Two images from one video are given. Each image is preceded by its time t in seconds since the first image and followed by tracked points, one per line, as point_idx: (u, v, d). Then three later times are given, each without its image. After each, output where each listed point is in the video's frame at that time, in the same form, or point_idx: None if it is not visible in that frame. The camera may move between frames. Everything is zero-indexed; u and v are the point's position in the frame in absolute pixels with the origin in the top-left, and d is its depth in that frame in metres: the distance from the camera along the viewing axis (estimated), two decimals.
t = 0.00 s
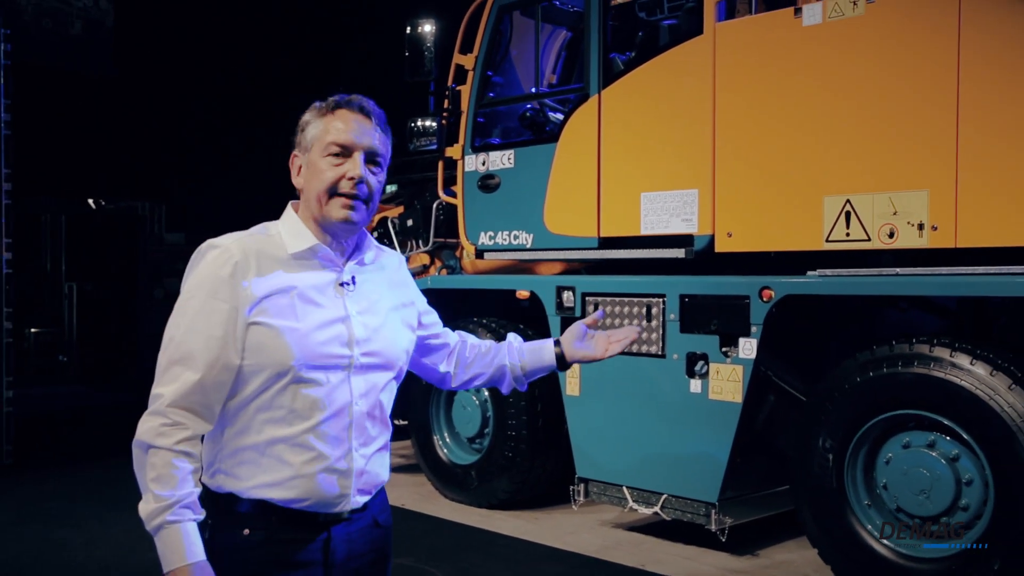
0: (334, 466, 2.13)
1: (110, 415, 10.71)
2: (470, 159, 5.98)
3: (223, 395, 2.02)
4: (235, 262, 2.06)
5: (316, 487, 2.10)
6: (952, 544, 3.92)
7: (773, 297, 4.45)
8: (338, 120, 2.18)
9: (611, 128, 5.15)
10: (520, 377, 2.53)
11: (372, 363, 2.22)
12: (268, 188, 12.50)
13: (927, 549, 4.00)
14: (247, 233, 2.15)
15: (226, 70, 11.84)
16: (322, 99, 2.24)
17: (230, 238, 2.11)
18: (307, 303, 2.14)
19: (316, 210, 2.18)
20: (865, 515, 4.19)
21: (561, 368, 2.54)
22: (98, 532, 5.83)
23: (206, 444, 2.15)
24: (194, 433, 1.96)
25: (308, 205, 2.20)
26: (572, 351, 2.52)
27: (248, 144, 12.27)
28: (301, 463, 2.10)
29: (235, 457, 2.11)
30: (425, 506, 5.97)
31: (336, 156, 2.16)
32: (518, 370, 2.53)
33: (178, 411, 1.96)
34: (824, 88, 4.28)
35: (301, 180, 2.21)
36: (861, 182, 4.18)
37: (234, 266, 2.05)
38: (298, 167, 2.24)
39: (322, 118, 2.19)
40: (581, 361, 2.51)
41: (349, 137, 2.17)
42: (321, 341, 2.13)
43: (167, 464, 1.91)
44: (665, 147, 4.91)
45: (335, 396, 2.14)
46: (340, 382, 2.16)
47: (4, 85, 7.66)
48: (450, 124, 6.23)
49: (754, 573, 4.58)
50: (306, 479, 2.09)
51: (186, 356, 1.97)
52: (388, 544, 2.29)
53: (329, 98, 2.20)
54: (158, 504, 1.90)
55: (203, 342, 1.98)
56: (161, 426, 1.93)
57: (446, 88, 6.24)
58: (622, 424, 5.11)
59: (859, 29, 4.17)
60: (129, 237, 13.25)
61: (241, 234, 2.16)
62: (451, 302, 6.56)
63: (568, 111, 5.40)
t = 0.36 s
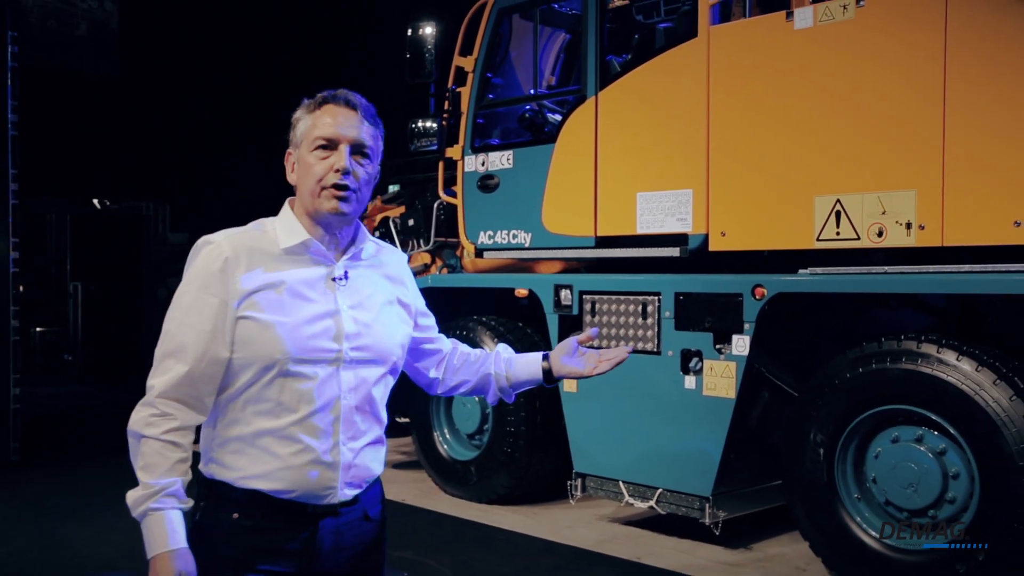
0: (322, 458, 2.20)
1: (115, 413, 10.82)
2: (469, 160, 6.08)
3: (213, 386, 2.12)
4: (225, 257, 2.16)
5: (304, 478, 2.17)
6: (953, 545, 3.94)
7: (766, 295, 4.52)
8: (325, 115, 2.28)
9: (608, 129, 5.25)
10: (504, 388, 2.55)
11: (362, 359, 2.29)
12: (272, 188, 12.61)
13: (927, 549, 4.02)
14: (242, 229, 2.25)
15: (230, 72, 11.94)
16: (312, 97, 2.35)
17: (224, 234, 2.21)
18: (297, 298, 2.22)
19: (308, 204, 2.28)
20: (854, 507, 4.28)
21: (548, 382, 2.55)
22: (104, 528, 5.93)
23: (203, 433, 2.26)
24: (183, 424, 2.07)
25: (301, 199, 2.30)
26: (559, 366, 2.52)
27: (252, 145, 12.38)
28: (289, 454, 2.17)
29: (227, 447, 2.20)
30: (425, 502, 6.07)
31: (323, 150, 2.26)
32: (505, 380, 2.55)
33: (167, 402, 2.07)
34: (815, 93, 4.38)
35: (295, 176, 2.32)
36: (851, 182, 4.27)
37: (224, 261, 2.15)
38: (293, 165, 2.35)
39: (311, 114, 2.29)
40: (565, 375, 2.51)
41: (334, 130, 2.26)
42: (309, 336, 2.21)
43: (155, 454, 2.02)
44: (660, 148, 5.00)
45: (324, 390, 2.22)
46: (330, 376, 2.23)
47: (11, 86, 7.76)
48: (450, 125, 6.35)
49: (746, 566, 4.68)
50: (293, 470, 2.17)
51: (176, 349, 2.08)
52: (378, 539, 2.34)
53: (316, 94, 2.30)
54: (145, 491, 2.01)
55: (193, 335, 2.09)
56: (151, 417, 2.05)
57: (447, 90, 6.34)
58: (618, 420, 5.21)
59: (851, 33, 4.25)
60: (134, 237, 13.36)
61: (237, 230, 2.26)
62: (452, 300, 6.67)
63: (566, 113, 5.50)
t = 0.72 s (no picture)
0: (271, 461, 2.02)
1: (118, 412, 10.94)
2: (464, 161, 6.17)
3: (150, 395, 1.95)
4: (160, 262, 1.96)
5: (253, 483, 2.00)
6: (953, 545, 3.95)
7: (752, 294, 4.61)
8: (265, 108, 2.11)
9: (600, 131, 5.34)
10: (448, 389, 2.35)
11: (309, 358, 2.11)
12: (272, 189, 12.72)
13: (926, 549, 4.03)
14: (179, 233, 2.05)
15: (231, 74, 12.03)
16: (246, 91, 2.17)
17: (161, 238, 2.01)
18: (237, 298, 2.03)
19: (249, 202, 2.10)
20: (838, 502, 4.37)
21: (494, 385, 2.35)
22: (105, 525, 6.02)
23: (146, 441, 2.08)
24: (115, 436, 1.91)
25: (241, 198, 2.12)
26: (506, 368, 2.31)
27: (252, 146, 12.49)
28: (235, 460, 1.99)
29: (168, 456, 2.02)
30: (421, 498, 6.16)
31: (265, 145, 2.09)
32: (449, 381, 2.35)
33: (100, 412, 1.91)
34: (801, 96, 4.47)
35: (231, 174, 2.14)
36: (835, 184, 4.35)
37: (160, 267, 1.96)
38: (228, 163, 2.16)
39: (248, 108, 2.11)
40: (509, 377, 2.31)
41: (276, 124, 2.09)
42: (251, 337, 2.02)
43: (83, 466, 1.88)
44: (650, 149, 5.09)
45: (269, 390, 2.03)
46: (275, 375, 2.05)
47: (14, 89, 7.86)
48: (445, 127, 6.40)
49: (734, 560, 4.77)
50: (241, 476, 1.99)
51: (111, 357, 1.92)
52: (339, 541, 2.17)
53: (254, 87, 2.13)
54: (72, 504, 1.87)
55: (125, 342, 1.91)
56: (81, 427, 1.90)
57: (442, 93, 6.44)
58: (609, 416, 5.30)
59: (836, 37, 4.34)
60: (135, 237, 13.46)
61: (173, 235, 2.05)
62: (448, 299, 6.77)
63: (559, 115, 5.59)
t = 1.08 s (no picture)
0: (215, 461, 2.05)
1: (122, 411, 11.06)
2: (461, 163, 6.26)
3: (89, 402, 1.96)
4: (89, 267, 1.98)
5: (198, 483, 2.03)
6: (954, 545, 3.98)
7: (742, 294, 4.69)
8: (189, 106, 2.08)
9: (593, 134, 5.43)
10: (388, 378, 2.42)
11: (249, 355, 2.15)
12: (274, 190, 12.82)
13: (926, 548, 4.06)
14: (104, 235, 2.07)
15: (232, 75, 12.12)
16: (172, 85, 2.14)
17: (86, 243, 2.03)
18: (169, 300, 2.06)
19: (179, 202, 2.10)
20: (824, 498, 4.45)
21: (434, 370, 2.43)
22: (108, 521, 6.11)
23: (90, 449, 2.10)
24: (55, 446, 1.92)
25: (172, 197, 2.12)
26: (444, 352, 2.40)
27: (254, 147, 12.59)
28: (180, 460, 2.03)
29: (112, 462, 2.05)
30: (418, 495, 6.25)
31: (192, 144, 2.07)
32: (388, 370, 2.42)
33: (37, 424, 1.92)
34: (788, 99, 4.56)
35: (160, 173, 2.12)
36: (822, 186, 4.44)
37: (88, 272, 1.97)
38: (156, 160, 2.14)
39: (172, 105, 2.09)
40: (447, 361, 2.39)
41: (202, 123, 2.07)
42: (187, 338, 2.06)
43: (25, 479, 1.88)
44: (642, 151, 5.17)
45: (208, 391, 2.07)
46: (214, 375, 2.09)
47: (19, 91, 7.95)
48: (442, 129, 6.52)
49: (724, 555, 4.86)
50: (186, 477, 2.02)
51: (44, 367, 1.92)
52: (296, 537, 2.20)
53: (177, 83, 2.10)
54: (15, 518, 1.87)
55: (58, 351, 1.92)
56: (18, 441, 1.90)
57: (439, 96, 6.53)
58: (602, 414, 5.39)
59: (824, 41, 4.42)
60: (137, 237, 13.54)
61: (98, 238, 2.07)
62: (445, 299, 6.86)
63: (553, 117, 5.67)
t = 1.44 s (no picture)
0: (212, 462, 2.12)
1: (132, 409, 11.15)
2: (466, 167, 6.36)
3: (88, 411, 2.04)
4: (82, 282, 2.06)
5: (195, 484, 2.10)
6: (953, 545, 4.04)
7: (741, 296, 4.78)
8: (173, 116, 2.16)
9: (594, 138, 5.52)
10: (396, 372, 2.51)
11: (244, 357, 2.21)
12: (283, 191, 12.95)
13: (926, 548, 4.13)
14: (98, 248, 2.14)
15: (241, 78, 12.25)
16: (155, 96, 2.21)
17: (83, 256, 2.11)
18: (162, 309, 2.13)
19: (167, 211, 2.17)
20: (821, 495, 4.54)
21: (441, 367, 2.54)
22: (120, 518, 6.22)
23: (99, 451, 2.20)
24: (57, 456, 2.03)
25: (160, 206, 2.19)
26: (450, 350, 2.52)
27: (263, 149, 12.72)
28: (178, 462, 2.10)
29: (114, 466, 2.13)
30: (424, 493, 6.35)
31: (177, 153, 2.14)
32: (396, 365, 2.52)
33: (40, 435, 2.03)
34: (785, 104, 4.65)
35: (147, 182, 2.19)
36: (818, 190, 4.53)
37: (82, 287, 2.06)
38: (143, 170, 2.22)
39: (156, 116, 2.16)
40: (457, 360, 2.51)
41: (186, 132, 2.15)
42: (179, 345, 2.12)
43: (29, 488, 2.00)
44: (643, 156, 5.27)
45: (203, 394, 2.13)
46: (208, 380, 2.15)
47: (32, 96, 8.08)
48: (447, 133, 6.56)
49: (723, 552, 4.95)
50: (184, 478, 2.09)
51: (45, 381, 2.02)
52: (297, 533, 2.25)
53: (160, 94, 2.17)
54: (19, 525, 1.99)
55: (56, 364, 2.01)
56: (23, 451, 2.02)
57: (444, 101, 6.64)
58: (605, 414, 5.49)
59: (819, 48, 4.51)
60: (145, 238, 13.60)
61: (93, 251, 2.15)
62: (450, 300, 6.97)
63: (556, 122, 5.77)
